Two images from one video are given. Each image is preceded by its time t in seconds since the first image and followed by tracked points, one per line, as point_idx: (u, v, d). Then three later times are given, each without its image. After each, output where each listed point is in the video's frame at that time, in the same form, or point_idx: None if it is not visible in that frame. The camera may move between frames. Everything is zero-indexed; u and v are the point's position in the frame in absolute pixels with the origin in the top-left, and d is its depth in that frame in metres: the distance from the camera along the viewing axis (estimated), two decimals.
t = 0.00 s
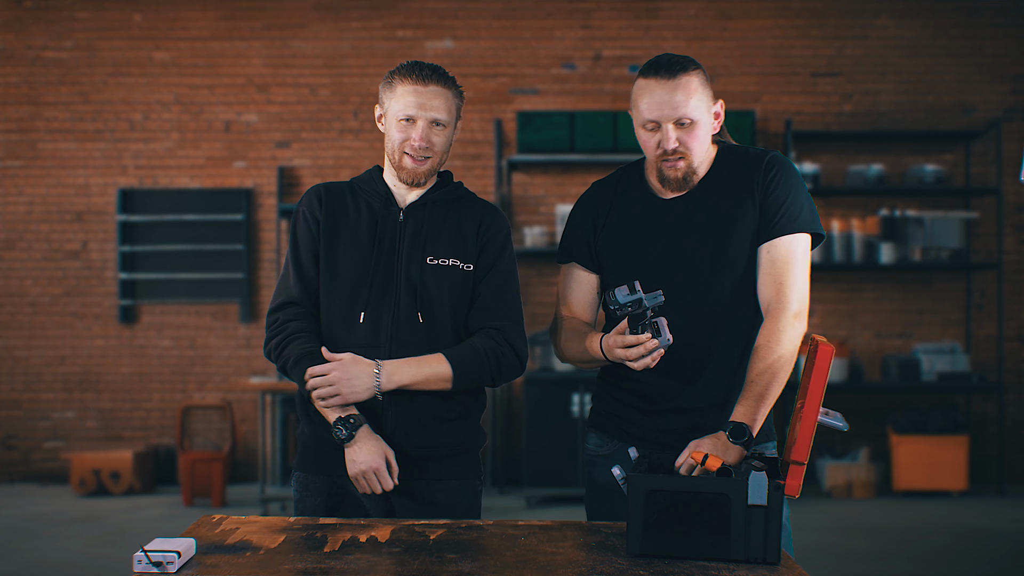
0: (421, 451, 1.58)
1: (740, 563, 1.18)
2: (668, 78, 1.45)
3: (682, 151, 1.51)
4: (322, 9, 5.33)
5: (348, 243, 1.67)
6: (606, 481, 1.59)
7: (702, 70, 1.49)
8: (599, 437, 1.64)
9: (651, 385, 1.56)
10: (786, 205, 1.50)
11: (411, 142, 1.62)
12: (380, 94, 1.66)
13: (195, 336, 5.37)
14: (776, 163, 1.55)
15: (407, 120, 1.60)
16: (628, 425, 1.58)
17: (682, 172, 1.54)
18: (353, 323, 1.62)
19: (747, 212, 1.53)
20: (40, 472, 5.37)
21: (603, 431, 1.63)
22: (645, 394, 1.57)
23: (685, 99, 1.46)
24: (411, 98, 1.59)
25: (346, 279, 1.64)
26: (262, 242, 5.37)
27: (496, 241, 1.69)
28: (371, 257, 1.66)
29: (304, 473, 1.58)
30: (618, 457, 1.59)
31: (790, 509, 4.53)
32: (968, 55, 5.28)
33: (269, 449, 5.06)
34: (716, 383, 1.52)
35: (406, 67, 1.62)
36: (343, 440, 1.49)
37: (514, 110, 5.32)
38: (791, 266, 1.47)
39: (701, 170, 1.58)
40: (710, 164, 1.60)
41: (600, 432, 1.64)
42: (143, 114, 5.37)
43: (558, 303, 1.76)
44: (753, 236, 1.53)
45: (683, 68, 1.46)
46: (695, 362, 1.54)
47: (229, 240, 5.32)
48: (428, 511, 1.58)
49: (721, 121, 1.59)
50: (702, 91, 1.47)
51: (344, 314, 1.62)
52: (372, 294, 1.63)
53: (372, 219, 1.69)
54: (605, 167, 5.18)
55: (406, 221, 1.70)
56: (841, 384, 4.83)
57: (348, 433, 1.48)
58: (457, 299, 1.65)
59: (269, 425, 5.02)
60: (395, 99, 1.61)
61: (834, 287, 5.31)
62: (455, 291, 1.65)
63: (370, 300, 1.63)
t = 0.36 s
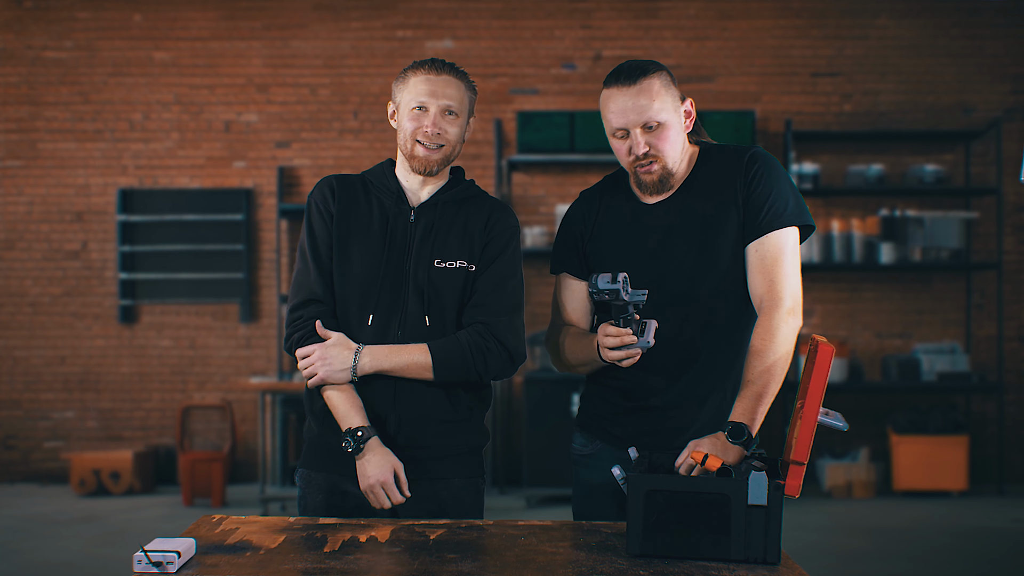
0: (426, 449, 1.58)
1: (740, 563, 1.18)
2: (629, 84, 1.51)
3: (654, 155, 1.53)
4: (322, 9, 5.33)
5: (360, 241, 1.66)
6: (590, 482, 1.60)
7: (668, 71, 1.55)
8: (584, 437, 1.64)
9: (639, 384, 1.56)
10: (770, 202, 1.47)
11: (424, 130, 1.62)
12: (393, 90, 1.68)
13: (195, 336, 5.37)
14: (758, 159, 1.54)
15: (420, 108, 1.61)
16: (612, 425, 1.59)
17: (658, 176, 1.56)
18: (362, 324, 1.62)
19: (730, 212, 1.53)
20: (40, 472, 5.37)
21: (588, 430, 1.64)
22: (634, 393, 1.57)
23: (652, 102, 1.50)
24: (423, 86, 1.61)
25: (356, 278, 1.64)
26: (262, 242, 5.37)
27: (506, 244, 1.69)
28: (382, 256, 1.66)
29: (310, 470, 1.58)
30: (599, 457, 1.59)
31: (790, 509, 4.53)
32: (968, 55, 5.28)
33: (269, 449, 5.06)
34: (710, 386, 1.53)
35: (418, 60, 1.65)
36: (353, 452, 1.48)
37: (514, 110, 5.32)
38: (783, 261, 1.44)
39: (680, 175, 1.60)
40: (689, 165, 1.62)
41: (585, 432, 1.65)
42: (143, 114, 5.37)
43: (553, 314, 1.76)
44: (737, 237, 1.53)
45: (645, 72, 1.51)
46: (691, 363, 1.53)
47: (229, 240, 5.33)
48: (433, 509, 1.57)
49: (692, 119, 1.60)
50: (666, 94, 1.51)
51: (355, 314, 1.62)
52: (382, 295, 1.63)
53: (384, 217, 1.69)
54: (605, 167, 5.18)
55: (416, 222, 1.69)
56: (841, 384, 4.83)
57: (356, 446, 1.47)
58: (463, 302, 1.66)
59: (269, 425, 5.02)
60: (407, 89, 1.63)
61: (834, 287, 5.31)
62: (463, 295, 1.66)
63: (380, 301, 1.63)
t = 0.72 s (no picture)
0: (423, 449, 1.58)
1: (740, 563, 1.18)
2: (620, 77, 1.52)
3: (646, 147, 1.54)
4: (322, 9, 5.33)
5: (358, 244, 1.65)
6: (585, 481, 1.60)
7: (661, 68, 1.56)
8: (578, 436, 1.65)
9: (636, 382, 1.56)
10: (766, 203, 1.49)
11: (418, 132, 1.62)
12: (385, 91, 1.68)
13: (195, 336, 5.37)
14: (751, 165, 1.55)
15: (413, 110, 1.61)
16: (601, 425, 1.59)
17: (650, 168, 1.56)
18: (362, 327, 1.61)
19: (725, 210, 1.54)
20: (40, 472, 5.37)
21: (581, 430, 1.65)
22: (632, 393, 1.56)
23: (643, 96, 1.51)
24: (416, 87, 1.61)
25: (355, 281, 1.63)
26: (262, 242, 5.37)
27: (503, 245, 1.70)
28: (380, 259, 1.65)
29: (306, 472, 1.58)
30: (594, 457, 1.60)
31: (790, 509, 4.53)
32: (968, 55, 5.28)
33: (269, 449, 5.06)
34: (711, 385, 1.52)
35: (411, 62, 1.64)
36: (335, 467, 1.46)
37: (514, 110, 5.32)
38: (787, 264, 1.45)
39: (674, 171, 1.61)
40: (683, 162, 1.62)
41: (579, 432, 1.65)
42: (143, 114, 5.37)
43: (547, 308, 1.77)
44: (733, 237, 1.54)
45: (635, 66, 1.52)
46: (690, 363, 1.52)
47: (229, 240, 5.32)
48: (433, 508, 1.58)
49: (684, 115, 1.62)
50: (657, 87, 1.52)
51: (355, 317, 1.61)
52: (382, 298, 1.63)
53: (381, 220, 1.68)
54: (605, 167, 5.18)
55: (414, 224, 1.69)
56: (841, 384, 4.83)
57: (335, 461, 1.45)
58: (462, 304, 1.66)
59: (269, 426, 5.02)
60: (401, 90, 1.62)
61: (834, 286, 5.31)
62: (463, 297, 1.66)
63: (381, 303, 1.62)
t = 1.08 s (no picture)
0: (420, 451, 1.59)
1: (740, 563, 1.18)
2: (637, 80, 1.51)
3: (661, 151, 1.54)
4: (322, 9, 5.33)
5: (343, 245, 1.64)
6: (586, 482, 1.60)
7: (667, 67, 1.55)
8: (579, 437, 1.65)
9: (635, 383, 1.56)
10: (772, 199, 1.54)
11: (403, 132, 1.61)
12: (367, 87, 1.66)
13: (195, 336, 5.37)
14: (756, 167, 1.59)
15: (398, 109, 1.60)
16: (602, 425, 1.59)
17: (663, 170, 1.57)
18: (351, 328, 1.60)
19: (737, 207, 1.56)
20: (40, 472, 5.37)
21: (582, 430, 1.65)
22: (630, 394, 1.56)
23: (660, 101, 1.51)
24: (401, 88, 1.60)
25: (341, 283, 1.62)
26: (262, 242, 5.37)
27: (493, 240, 1.71)
28: (368, 259, 1.64)
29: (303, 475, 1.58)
30: (595, 458, 1.59)
31: (789, 509, 4.53)
32: (968, 55, 5.28)
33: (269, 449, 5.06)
34: (708, 387, 1.51)
35: (394, 57, 1.62)
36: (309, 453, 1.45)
37: (514, 110, 5.32)
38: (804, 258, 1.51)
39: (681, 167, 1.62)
40: (692, 160, 1.63)
41: (580, 433, 1.65)
42: (143, 114, 5.37)
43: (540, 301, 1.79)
44: (745, 236, 1.55)
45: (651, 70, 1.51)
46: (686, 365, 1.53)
47: (229, 240, 5.32)
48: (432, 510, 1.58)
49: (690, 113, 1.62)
50: (672, 90, 1.53)
51: (343, 319, 1.60)
52: (371, 298, 1.62)
53: (365, 220, 1.67)
54: (605, 167, 5.18)
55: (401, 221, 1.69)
56: (841, 384, 4.83)
57: (308, 448, 1.44)
58: (459, 301, 1.66)
59: (269, 426, 5.02)
60: (385, 89, 1.61)
61: (834, 286, 5.31)
62: (456, 294, 1.66)
63: (370, 304, 1.62)
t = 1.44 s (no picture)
0: (422, 451, 1.59)
1: (740, 563, 1.18)
2: (643, 81, 1.51)
3: (666, 151, 1.53)
4: (322, 9, 5.33)
5: (339, 246, 1.63)
6: (588, 482, 1.60)
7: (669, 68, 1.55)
8: (582, 437, 1.64)
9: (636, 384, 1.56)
10: (773, 199, 1.56)
11: (433, 148, 1.59)
12: (383, 99, 1.60)
13: (195, 336, 5.37)
14: (756, 167, 1.60)
15: (429, 126, 1.57)
16: (605, 425, 1.59)
17: (666, 171, 1.56)
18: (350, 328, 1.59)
19: (737, 207, 1.56)
20: (40, 472, 5.37)
21: (585, 430, 1.64)
22: (632, 395, 1.56)
23: (663, 101, 1.51)
24: (430, 104, 1.57)
25: (339, 283, 1.61)
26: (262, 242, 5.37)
27: (491, 240, 1.72)
28: (366, 259, 1.63)
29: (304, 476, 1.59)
30: (598, 457, 1.59)
31: (789, 509, 4.53)
32: (968, 55, 5.29)
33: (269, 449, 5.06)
34: (710, 386, 1.51)
35: (415, 70, 1.58)
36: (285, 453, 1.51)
37: (514, 110, 5.32)
38: (804, 258, 1.53)
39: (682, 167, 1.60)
40: (692, 161, 1.63)
41: (583, 433, 1.65)
42: (143, 114, 5.37)
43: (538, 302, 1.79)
44: (749, 234, 1.56)
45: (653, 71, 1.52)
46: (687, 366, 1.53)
47: (229, 240, 5.32)
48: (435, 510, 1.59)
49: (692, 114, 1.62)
50: (675, 91, 1.53)
51: (342, 319, 1.60)
52: (370, 298, 1.61)
53: (362, 220, 1.66)
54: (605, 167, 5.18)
55: (399, 219, 1.68)
56: (841, 384, 4.83)
57: (285, 448, 1.49)
58: (460, 300, 1.66)
59: (269, 426, 5.02)
60: (411, 106, 1.57)
61: (834, 286, 5.31)
62: (456, 293, 1.66)
63: (369, 304, 1.61)
